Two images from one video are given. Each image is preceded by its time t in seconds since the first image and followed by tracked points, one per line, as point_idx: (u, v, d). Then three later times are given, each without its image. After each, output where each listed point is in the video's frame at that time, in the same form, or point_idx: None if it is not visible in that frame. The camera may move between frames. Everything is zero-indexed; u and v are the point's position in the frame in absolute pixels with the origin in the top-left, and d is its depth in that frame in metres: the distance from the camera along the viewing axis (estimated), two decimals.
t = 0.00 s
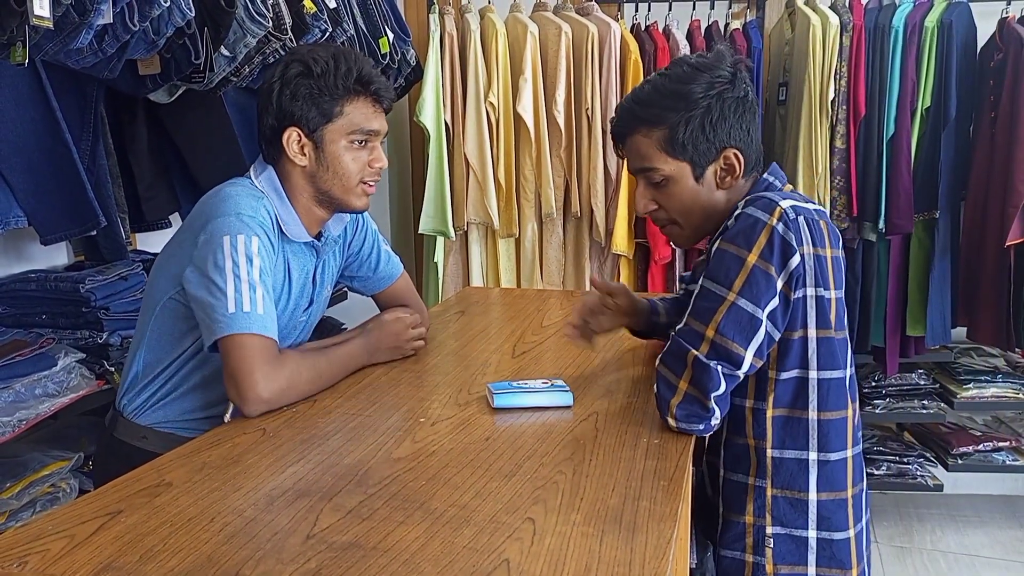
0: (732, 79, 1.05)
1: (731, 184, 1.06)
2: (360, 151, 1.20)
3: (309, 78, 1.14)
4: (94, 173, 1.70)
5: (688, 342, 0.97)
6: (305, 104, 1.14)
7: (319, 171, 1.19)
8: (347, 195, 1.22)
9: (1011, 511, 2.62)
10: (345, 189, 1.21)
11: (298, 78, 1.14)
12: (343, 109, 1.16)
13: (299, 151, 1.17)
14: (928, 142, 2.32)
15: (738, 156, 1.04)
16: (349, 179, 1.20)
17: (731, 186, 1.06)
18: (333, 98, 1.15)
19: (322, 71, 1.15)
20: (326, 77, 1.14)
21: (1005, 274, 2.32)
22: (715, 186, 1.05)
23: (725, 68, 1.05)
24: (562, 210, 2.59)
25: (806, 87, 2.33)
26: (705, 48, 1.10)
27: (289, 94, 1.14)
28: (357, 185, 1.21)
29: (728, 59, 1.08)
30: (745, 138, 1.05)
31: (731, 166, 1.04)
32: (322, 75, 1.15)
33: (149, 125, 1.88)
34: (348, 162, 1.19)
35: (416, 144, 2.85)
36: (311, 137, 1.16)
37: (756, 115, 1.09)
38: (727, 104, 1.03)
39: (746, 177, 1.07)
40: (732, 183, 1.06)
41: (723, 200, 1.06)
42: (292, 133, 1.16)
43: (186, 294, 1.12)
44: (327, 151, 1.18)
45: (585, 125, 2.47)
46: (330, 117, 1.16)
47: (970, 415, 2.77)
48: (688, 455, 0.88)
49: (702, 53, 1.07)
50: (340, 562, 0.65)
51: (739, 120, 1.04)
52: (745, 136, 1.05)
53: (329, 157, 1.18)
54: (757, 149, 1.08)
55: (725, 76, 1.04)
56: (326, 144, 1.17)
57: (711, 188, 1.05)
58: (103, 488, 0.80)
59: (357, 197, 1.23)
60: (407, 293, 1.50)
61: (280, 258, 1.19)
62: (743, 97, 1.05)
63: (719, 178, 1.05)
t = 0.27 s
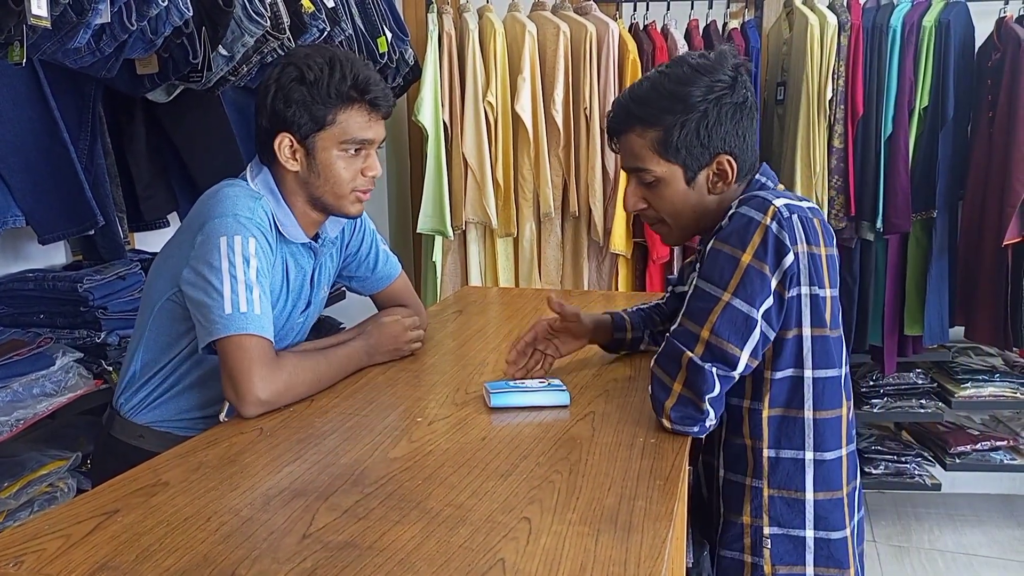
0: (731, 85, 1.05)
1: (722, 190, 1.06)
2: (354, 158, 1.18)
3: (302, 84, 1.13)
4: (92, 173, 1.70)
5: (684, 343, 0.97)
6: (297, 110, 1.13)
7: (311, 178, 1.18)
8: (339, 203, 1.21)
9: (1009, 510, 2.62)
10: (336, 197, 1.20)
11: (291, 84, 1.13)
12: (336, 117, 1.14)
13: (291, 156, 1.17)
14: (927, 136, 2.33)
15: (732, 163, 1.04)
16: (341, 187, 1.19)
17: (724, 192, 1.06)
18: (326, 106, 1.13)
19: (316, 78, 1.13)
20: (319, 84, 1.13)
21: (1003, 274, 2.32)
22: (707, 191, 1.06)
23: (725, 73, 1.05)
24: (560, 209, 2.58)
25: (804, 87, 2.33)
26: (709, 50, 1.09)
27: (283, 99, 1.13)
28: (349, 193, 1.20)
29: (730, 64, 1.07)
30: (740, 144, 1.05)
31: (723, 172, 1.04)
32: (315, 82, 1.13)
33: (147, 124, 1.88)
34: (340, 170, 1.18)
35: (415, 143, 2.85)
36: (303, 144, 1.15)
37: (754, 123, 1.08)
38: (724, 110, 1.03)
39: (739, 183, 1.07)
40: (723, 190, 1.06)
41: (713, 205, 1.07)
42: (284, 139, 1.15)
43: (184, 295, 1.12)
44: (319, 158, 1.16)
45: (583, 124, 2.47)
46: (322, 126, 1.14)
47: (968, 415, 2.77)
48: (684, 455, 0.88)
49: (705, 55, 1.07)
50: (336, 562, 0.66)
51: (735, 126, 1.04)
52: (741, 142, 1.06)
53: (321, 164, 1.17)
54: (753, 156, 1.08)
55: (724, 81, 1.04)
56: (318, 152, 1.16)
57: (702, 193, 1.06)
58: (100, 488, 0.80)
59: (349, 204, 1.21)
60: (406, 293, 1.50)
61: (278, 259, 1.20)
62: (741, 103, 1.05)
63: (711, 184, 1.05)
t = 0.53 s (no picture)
0: (743, 95, 1.02)
1: (714, 198, 1.06)
2: (353, 170, 1.18)
3: (302, 96, 1.13)
4: (93, 178, 1.70)
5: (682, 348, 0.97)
6: (295, 121, 1.13)
7: (307, 187, 1.18)
8: (334, 214, 1.20)
9: (1009, 515, 2.62)
10: (331, 207, 1.19)
11: (291, 95, 1.13)
12: (334, 129, 1.14)
13: (289, 165, 1.17)
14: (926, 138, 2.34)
15: (724, 173, 1.03)
16: (337, 198, 1.18)
17: (716, 200, 1.06)
18: (325, 118, 1.13)
19: (315, 90, 1.13)
20: (318, 96, 1.12)
21: (1003, 279, 2.32)
22: (697, 196, 1.06)
23: (739, 81, 1.02)
24: (560, 214, 2.59)
25: (803, 92, 2.34)
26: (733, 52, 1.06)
27: (283, 109, 1.14)
28: (344, 204, 1.20)
29: (750, 71, 1.04)
30: (740, 155, 1.04)
31: (715, 181, 1.04)
32: (315, 94, 1.12)
33: (147, 129, 1.88)
34: (338, 181, 1.17)
35: (415, 147, 2.86)
36: (301, 153, 1.15)
37: (762, 134, 1.06)
38: (727, 121, 1.01)
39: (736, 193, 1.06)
40: (715, 197, 1.05)
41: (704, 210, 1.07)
42: (282, 148, 1.16)
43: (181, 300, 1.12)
44: (316, 168, 1.16)
45: (583, 129, 2.48)
46: (320, 137, 1.14)
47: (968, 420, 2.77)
48: (684, 461, 0.88)
49: (727, 58, 1.04)
50: (335, 569, 0.65)
51: (736, 137, 1.02)
52: (743, 153, 1.04)
53: (318, 175, 1.17)
54: (755, 167, 1.06)
55: (736, 90, 1.02)
56: (315, 162, 1.16)
57: (693, 196, 1.06)
58: (100, 493, 0.80)
59: (343, 215, 1.21)
60: (406, 299, 1.49)
61: (276, 264, 1.20)
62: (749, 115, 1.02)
63: (703, 189, 1.05)
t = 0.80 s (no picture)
0: (775, 93, 1.00)
1: (732, 193, 1.05)
2: (351, 170, 1.18)
3: (300, 95, 1.13)
4: (91, 179, 1.70)
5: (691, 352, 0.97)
6: (293, 120, 1.13)
7: (305, 187, 1.17)
8: (333, 215, 1.20)
9: (1009, 516, 2.61)
10: (330, 208, 1.19)
11: (290, 94, 1.13)
12: (333, 129, 1.14)
13: (286, 165, 1.17)
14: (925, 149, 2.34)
15: (745, 170, 1.02)
16: (335, 198, 1.18)
17: (735, 194, 1.05)
18: (323, 118, 1.13)
19: (314, 89, 1.12)
20: (316, 95, 1.12)
21: (1002, 280, 2.32)
22: (716, 189, 1.05)
23: (772, 78, 1.00)
24: (559, 215, 2.58)
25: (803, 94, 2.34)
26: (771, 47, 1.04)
27: (281, 108, 1.13)
28: (342, 204, 1.19)
29: (784, 68, 1.01)
30: (764, 153, 1.02)
31: (735, 176, 1.03)
32: (313, 93, 1.12)
33: (146, 130, 1.88)
34: (336, 180, 1.17)
35: (414, 148, 2.86)
36: (299, 153, 1.15)
37: (791, 132, 1.04)
38: (754, 117, 0.99)
39: (754, 190, 1.05)
40: (734, 192, 1.05)
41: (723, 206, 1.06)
42: (280, 148, 1.15)
43: (179, 302, 1.12)
44: (314, 168, 1.16)
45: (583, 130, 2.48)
46: (318, 137, 1.14)
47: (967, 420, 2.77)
48: (683, 463, 0.88)
49: (763, 53, 1.02)
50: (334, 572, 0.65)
51: (761, 134, 1.01)
52: (767, 151, 1.02)
53: (316, 175, 1.16)
54: (779, 165, 1.05)
55: (767, 87, 0.99)
56: (313, 162, 1.16)
57: (711, 189, 1.05)
58: (99, 495, 0.80)
59: (342, 216, 1.20)
60: (405, 301, 1.49)
61: (273, 265, 1.19)
62: (778, 113, 1.01)
63: (722, 183, 1.04)
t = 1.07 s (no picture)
0: (786, 104, 0.99)
1: (749, 205, 1.05)
2: (348, 171, 1.18)
3: (297, 96, 1.12)
4: (89, 182, 1.70)
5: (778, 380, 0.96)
6: (290, 122, 1.13)
7: (303, 189, 1.17)
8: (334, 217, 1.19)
9: (1008, 519, 2.61)
10: (330, 210, 1.19)
11: (286, 96, 1.13)
12: (329, 130, 1.14)
13: (283, 167, 1.16)
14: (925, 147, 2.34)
15: (761, 183, 1.01)
16: (333, 200, 1.18)
17: (753, 206, 1.05)
18: (320, 119, 1.13)
19: (310, 91, 1.12)
20: (313, 97, 1.12)
21: (1001, 282, 2.32)
22: (733, 202, 1.05)
23: (783, 89, 0.99)
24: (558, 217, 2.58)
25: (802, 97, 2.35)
26: (779, 56, 1.03)
27: (277, 110, 1.13)
28: (341, 206, 1.19)
29: (795, 78, 1.00)
30: (779, 165, 1.01)
31: (750, 190, 1.02)
32: (309, 94, 1.12)
33: (144, 133, 1.88)
34: (334, 182, 1.17)
35: (413, 150, 2.85)
36: (296, 155, 1.15)
37: (806, 142, 1.03)
38: (768, 130, 0.98)
39: (772, 201, 1.04)
40: (750, 204, 1.04)
41: (739, 215, 1.06)
42: (277, 150, 1.15)
43: (176, 305, 1.12)
44: (311, 170, 1.16)
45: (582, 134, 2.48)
46: (315, 139, 1.14)
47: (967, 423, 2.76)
48: (683, 466, 0.87)
49: (773, 63, 1.01)
50: None
51: (776, 147, 1.00)
52: (783, 163, 1.01)
53: (313, 177, 1.16)
54: (797, 174, 1.03)
55: (779, 100, 0.98)
56: (310, 164, 1.15)
57: (728, 202, 1.05)
58: (95, 500, 0.79)
59: (343, 220, 1.20)
60: (403, 303, 1.49)
61: (270, 268, 1.19)
62: (792, 125, 0.99)
63: (738, 196, 1.04)
